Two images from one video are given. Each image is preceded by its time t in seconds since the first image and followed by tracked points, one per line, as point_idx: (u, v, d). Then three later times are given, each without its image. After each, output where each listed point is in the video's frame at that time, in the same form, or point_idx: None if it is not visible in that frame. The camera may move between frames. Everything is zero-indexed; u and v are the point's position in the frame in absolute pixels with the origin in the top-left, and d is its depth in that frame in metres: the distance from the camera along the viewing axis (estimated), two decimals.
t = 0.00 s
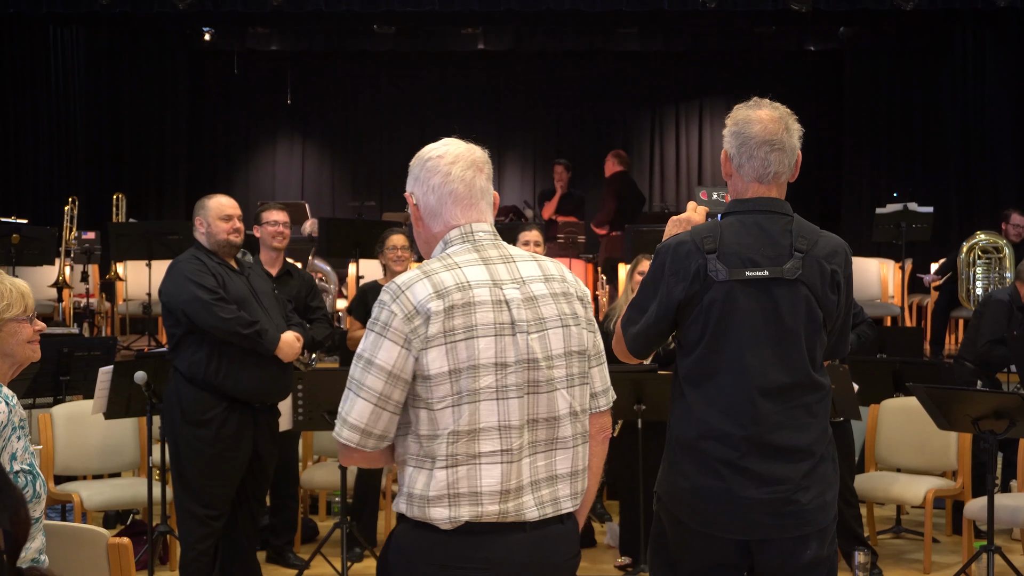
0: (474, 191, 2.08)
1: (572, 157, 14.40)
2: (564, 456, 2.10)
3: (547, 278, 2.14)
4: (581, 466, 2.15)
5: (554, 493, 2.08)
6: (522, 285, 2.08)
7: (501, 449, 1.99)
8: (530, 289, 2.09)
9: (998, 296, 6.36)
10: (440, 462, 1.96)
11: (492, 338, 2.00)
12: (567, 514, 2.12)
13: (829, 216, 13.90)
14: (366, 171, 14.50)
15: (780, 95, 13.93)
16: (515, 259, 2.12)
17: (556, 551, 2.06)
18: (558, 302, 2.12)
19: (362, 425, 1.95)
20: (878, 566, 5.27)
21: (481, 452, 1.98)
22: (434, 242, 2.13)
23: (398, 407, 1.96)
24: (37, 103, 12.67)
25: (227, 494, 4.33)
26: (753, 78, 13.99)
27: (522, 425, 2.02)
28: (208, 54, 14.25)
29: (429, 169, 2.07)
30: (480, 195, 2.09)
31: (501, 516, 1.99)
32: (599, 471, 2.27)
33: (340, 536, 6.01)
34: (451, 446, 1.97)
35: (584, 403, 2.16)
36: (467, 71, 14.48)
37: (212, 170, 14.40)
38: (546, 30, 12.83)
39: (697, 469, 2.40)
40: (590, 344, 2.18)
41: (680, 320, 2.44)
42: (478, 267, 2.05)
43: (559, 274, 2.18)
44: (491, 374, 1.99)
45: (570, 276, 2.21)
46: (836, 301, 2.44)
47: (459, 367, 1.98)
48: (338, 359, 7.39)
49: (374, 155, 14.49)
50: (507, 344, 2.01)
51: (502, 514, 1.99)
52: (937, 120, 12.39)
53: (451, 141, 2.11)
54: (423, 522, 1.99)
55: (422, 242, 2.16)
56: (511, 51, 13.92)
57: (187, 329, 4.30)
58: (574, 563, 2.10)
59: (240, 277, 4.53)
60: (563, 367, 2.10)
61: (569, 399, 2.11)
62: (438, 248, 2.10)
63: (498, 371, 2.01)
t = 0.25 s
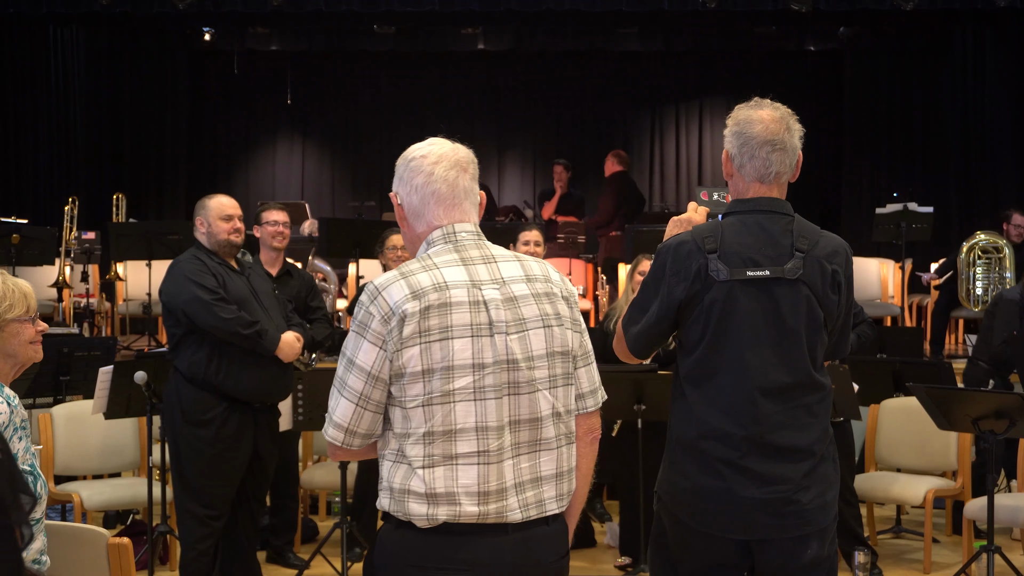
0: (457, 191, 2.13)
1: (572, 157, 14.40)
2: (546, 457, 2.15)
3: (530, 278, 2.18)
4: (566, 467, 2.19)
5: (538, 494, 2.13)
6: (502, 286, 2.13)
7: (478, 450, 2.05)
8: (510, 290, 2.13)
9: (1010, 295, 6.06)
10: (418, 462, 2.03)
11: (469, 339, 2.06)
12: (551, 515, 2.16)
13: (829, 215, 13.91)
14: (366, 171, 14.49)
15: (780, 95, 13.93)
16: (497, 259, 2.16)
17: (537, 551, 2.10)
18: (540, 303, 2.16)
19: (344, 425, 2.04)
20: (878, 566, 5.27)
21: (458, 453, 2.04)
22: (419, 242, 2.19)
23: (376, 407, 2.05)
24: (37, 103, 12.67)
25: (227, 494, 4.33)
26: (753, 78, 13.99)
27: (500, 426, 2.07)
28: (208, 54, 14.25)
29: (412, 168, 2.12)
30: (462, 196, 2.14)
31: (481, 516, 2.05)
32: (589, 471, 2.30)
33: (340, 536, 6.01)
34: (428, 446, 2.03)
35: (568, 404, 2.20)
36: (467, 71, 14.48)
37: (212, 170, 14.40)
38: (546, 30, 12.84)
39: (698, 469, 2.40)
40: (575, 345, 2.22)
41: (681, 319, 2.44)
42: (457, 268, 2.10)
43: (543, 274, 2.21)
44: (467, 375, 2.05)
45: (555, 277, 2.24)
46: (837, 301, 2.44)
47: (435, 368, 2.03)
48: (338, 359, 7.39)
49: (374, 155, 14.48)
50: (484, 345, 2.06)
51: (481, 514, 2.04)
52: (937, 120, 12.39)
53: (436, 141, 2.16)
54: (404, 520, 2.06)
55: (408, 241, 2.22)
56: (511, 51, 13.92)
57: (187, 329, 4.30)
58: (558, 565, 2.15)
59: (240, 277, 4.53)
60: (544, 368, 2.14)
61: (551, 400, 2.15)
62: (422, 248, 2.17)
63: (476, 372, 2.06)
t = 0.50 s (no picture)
0: (444, 192, 2.14)
1: (572, 157, 14.40)
2: (537, 459, 2.15)
3: (519, 279, 2.18)
4: (557, 468, 2.19)
5: (529, 495, 2.13)
6: (491, 286, 2.13)
7: (466, 451, 2.05)
8: (498, 290, 2.13)
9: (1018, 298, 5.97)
10: (406, 464, 2.03)
11: (456, 340, 2.06)
12: (544, 516, 2.16)
13: (829, 215, 13.90)
14: (366, 171, 14.49)
15: (779, 95, 13.94)
16: (486, 260, 2.16)
17: (529, 552, 2.10)
18: (529, 303, 2.16)
19: (335, 429, 2.05)
20: (878, 566, 5.26)
21: (446, 455, 2.04)
22: (410, 243, 2.20)
23: (366, 410, 2.06)
24: (37, 103, 12.67)
25: (227, 495, 4.33)
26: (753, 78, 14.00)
27: (489, 427, 2.07)
28: (208, 54, 14.25)
29: (401, 170, 2.13)
30: (450, 195, 2.15)
31: (470, 518, 2.05)
32: (584, 471, 2.30)
33: (339, 536, 6.01)
34: (416, 448, 2.03)
35: (559, 403, 2.20)
36: (467, 71, 14.49)
37: (212, 170, 14.41)
38: (546, 30, 12.85)
39: (698, 469, 2.40)
40: (565, 344, 2.21)
41: (682, 319, 2.44)
42: (445, 269, 2.10)
43: (533, 274, 2.21)
44: (455, 377, 2.05)
45: (546, 276, 2.24)
46: (838, 302, 2.44)
47: (422, 369, 2.04)
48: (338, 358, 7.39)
49: (374, 155, 14.48)
50: (472, 346, 2.06)
51: (471, 516, 2.05)
52: (937, 120, 12.39)
53: (425, 142, 2.16)
54: (394, 522, 2.07)
55: (400, 242, 2.23)
56: (511, 51, 13.93)
57: (187, 329, 4.30)
58: (551, 566, 2.14)
59: (240, 277, 4.53)
60: (534, 368, 2.14)
61: (541, 400, 2.15)
62: (413, 249, 2.17)
63: (464, 373, 2.06)
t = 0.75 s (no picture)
0: (438, 192, 2.14)
1: (572, 156, 14.40)
2: (533, 458, 2.15)
3: (515, 278, 2.18)
4: (554, 468, 2.19)
5: (525, 494, 2.13)
6: (486, 286, 2.13)
7: (462, 451, 2.05)
8: (494, 290, 2.13)
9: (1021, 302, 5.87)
10: (402, 465, 2.03)
11: (452, 340, 2.06)
12: (540, 515, 2.16)
13: (829, 215, 13.90)
14: (366, 172, 14.48)
15: (780, 95, 13.94)
16: (481, 259, 2.16)
17: (526, 551, 2.10)
18: (525, 302, 2.16)
19: (332, 430, 2.05)
20: (878, 566, 5.26)
21: (442, 455, 2.04)
22: (405, 243, 2.20)
23: (363, 411, 2.06)
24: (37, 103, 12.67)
25: (227, 495, 4.33)
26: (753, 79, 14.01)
27: (484, 427, 2.07)
28: (208, 54, 14.25)
29: (395, 171, 2.14)
30: (444, 196, 2.15)
31: (467, 518, 2.05)
32: (580, 470, 2.30)
33: (339, 536, 6.01)
34: (412, 449, 2.03)
35: (554, 403, 2.20)
36: (467, 71, 14.50)
37: (212, 171, 14.40)
38: (546, 30, 12.85)
39: (699, 469, 2.40)
40: (561, 344, 2.21)
41: (683, 320, 2.44)
42: (440, 269, 2.10)
43: (529, 274, 2.21)
44: (451, 377, 2.05)
45: (541, 276, 2.24)
46: (840, 302, 2.44)
47: (418, 369, 2.04)
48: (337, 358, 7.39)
49: (374, 155, 14.48)
50: (468, 346, 2.06)
51: (467, 516, 2.05)
52: (938, 120, 12.40)
53: (420, 142, 2.17)
54: (391, 523, 2.07)
55: (396, 242, 2.23)
56: (512, 51, 13.93)
57: (187, 329, 4.30)
58: (548, 566, 2.14)
59: (240, 277, 4.53)
60: (530, 368, 2.14)
61: (537, 400, 2.15)
62: (408, 249, 2.17)
63: (459, 373, 2.06)
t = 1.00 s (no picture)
0: (438, 192, 2.14)
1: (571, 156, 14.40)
2: (533, 458, 2.15)
3: (515, 278, 2.18)
4: (553, 468, 2.19)
5: (525, 494, 2.12)
6: (486, 286, 2.13)
7: (462, 450, 2.05)
8: (493, 290, 2.13)
9: None
10: (402, 464, 2.03)
11: (452, 340, 2.06)
12: (539, 515, 2.16)
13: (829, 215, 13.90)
14: (367, 172, 14.47)
15: (780, 96, 13.94)
16: (480, 259, 2.16)
17: (525, 550, 2.10)
18: (525, 303, 2.16)
19: (331, 429, 2.05)
20: (879, 566, 5.26)
21: (442, 455, 2.04)
22: (405, 243, 2.20)
23: (362, 410, 2.06)
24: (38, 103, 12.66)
25: (227, 494, 4.33)
26: (753, 79, 14.01)
27: (484, 426, 2.07)
28: (208, 54, 14.25)
29: (396, 171, 2.14)
30: (444, 196, 2.15)
31: (466, 518, 2.05)
32: (580, 470, 2.30)
33: (339, 536, 6.01)
34: (412, 448, 2.03)
35: (554, 403, 2.20)
36: (467, 71, 14.49)
37: (212, 171, 14.41)
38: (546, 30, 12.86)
39: (700, 469, 2.40)
40: (560, 344, 2.21)
41: (683, 320, 2.44)
42: (440, 269, 2.10)
43: (528, 274, 2.21)
44: (451, 376, 2.05)
45: (540, 276, 2.24)
46: (840, 303, 2.44)
47: (417, 368, 2.03)
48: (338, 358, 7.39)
49: (374, 155, 14.47)
50: (468, 345, 2.06)
51: (467, 515, 2.04)
52: (937, 121, 12.40)
53: (421, 142, 2.17)
54: (390, 522, 2.07)
55: (396, 242, 2.23)
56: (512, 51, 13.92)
57: (187, 329, 4.30)
58: (546, 565, 2.14)
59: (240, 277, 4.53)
60: (529, 367, 2.14)
61: (536, 399, 2.15)
62: (407, 248, 2.17)
63: (459, 373, 2.06)
